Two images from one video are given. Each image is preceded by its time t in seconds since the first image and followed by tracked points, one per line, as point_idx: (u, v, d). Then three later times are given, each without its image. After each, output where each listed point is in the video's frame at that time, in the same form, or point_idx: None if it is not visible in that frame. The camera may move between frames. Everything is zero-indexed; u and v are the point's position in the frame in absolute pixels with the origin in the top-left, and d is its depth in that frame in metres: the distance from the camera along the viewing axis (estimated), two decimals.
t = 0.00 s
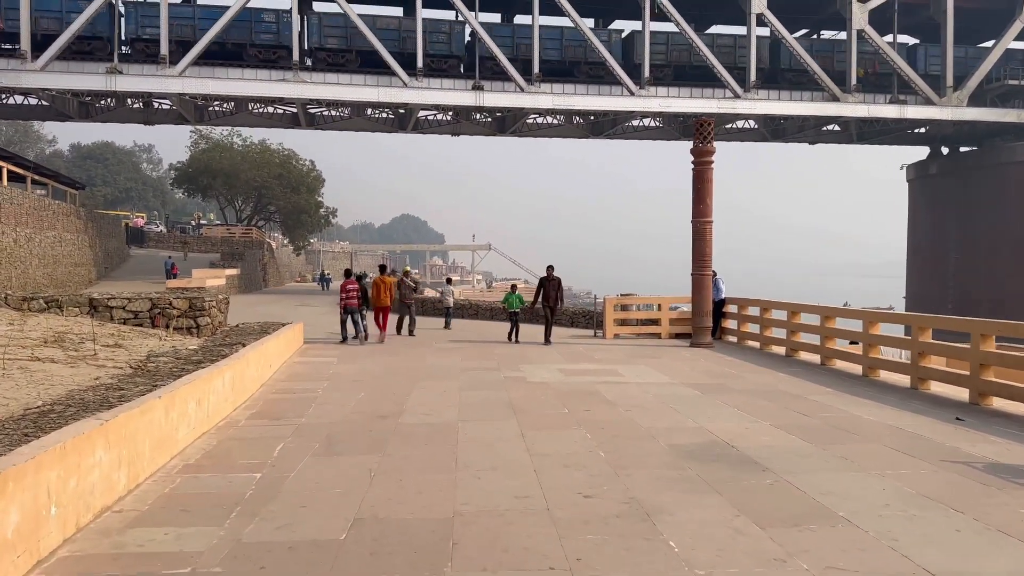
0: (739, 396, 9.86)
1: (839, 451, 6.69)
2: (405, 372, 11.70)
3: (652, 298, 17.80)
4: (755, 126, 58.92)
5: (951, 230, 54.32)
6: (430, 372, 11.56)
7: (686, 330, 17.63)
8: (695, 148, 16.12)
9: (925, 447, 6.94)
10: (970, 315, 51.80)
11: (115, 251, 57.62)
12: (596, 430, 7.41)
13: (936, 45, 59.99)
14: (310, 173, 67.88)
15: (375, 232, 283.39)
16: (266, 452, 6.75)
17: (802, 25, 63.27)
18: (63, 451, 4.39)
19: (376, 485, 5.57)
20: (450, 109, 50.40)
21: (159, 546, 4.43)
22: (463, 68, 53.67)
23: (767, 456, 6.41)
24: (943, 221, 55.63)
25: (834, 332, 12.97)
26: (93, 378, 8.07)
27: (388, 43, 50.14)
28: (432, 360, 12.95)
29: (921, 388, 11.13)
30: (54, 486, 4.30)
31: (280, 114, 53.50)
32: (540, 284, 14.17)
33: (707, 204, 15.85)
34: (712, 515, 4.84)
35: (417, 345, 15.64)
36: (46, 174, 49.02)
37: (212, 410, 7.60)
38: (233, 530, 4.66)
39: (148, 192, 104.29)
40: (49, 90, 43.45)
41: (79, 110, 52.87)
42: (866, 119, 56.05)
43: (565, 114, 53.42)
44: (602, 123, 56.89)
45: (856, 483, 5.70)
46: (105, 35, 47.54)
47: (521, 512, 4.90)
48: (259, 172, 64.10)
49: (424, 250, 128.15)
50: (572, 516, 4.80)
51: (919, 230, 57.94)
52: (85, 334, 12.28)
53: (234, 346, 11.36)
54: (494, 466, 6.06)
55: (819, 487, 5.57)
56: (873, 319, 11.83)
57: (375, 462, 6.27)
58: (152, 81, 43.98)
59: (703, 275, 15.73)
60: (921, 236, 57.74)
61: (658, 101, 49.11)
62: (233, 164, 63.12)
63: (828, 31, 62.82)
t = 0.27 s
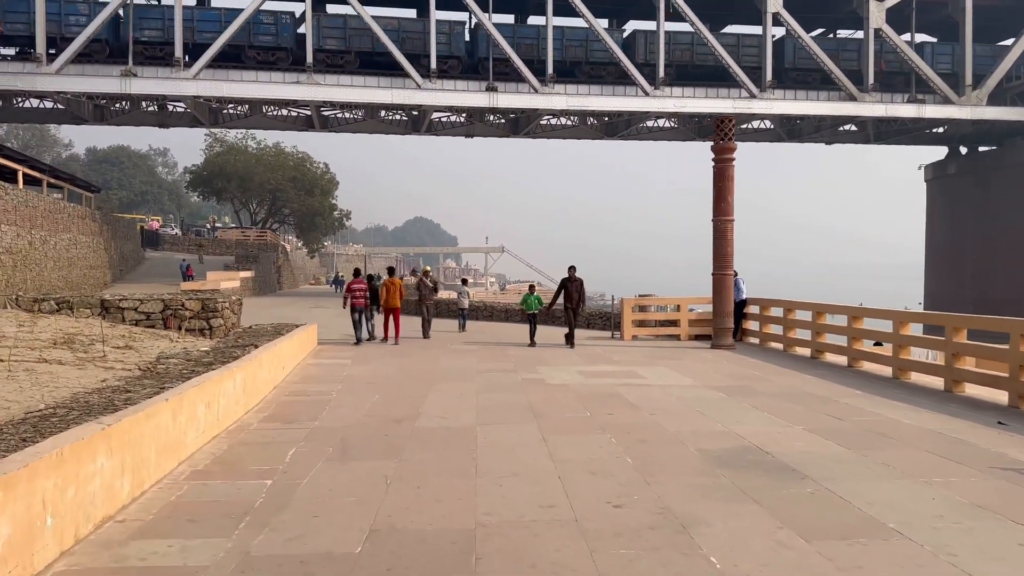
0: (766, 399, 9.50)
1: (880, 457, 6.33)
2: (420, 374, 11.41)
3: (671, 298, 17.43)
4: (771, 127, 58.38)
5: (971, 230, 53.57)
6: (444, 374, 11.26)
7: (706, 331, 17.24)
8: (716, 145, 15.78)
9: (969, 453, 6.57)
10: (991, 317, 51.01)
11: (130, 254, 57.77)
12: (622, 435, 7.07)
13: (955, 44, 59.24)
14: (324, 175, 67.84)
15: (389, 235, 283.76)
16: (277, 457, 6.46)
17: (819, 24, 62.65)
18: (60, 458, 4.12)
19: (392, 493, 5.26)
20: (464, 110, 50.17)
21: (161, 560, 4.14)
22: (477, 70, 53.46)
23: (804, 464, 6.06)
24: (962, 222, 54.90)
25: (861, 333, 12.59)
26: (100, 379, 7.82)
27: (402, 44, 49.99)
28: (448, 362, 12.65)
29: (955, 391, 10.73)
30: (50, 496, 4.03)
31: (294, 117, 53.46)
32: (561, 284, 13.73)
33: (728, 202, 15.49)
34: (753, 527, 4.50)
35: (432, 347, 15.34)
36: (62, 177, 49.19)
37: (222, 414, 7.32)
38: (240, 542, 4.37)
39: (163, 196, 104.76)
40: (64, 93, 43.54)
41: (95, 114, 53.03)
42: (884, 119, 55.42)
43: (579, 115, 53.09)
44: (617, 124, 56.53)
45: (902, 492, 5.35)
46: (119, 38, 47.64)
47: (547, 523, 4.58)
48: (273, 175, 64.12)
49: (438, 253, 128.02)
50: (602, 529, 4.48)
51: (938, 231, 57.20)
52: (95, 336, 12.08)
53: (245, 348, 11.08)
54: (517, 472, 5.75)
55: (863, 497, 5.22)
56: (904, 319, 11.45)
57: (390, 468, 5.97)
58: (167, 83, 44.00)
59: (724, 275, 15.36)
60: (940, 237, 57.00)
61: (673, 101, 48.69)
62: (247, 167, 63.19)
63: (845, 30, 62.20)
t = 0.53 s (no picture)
0: (795, 411, 9.14)
1: (923, 477, 5.98)
2: (436, 382, 11.13)
3: (692, 304, 17.06)
4: (790, 128, 57.77)
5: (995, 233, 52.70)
6: (462, 382, 10.98)
7: (729, 337, 16.88)
8: (740, 146, 15.46)
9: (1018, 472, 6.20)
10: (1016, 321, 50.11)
11: (148, 256, 57.99)
12: (648, 450, 6.77)
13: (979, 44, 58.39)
14: (341, 178, 67.85)
15: (405, 237, 284.24)
16: (288, 472, 6.19)
17: (839, 25, 62.00)
18: (54, 480, 3.86)
19: (407, 514, 4.97)
20: (481, 112, 49.95)
21: None
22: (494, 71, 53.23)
23: (844, 484, 5.72)
24: (987, 226, 54.08)
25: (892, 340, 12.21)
26: (106, 389, 7.58)
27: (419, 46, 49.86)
28: (465, 369, 12.38)
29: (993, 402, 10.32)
30: (42, 521, 3.76)
31: (311, 119, 53.47)
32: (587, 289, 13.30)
33: (752, 205, 15.16)
34: (795, 558, 4.18)
35: (449, 352, 15.07)
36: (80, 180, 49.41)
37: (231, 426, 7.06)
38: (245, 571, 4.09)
39: (181, 199, 105.29)
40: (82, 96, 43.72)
41: (113, 117, 53.29)
42: (905, 120, 54.69)
43: (597, 117, 52.76)
44: (634, 125, 56.13)
45: (952, 517, 4.99)
46: (138, 41, 47.84)
47: (574, 552, 4.27)
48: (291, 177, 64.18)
49: (454, 255, 127.90)
50: (632, 559, 4.17)
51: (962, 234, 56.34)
52: (107, 342, 11.89)
53: (258, 355, 10.84)
54: (539, 492, 5.44)
55: (910, 522, 4.88)
56: (938, 326, 11.06)
57: (405, 485, 5.68)
58: (184, 86, 44.07)
59: (748, 280, 15.01)
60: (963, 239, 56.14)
61: (691, 102, 48.24)
62: (265, 170, 63.34)
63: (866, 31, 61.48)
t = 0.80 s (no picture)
0: (825, 418, 8.78)
1: (966, 490, 5.63)
2: (451, 386, 10.85)
3: (714, 306, 16.68)
4: (812, 130, 57.07)
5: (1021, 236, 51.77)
6: (478, 386, 10.71)
7: (752, 341, 16.49)
8: (763, 145, 15.08)
9: None
10: None
11: (167, 260, 58.31)
12: (672, 459, 6.45)
13: (1005, 44, 57.41)
14: (359, 182, 67.87)
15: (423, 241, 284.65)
16: (294, 480, 5.91)
17: (861, 26, 61.25)
18: (37, 491, 3.61)
19: (416, 527, 4.68)
20: (498, 115, 49.73)
21: None
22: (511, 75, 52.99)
23: (880, 498, 5.38)
24: (1012, 230, 53.19)
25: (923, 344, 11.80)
26: (109, 392, 7.34)
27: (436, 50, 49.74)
28: (481, 373, 12.09)
29: None
30: (22, 536, 3.50)
31: (329, 123, 53.52)
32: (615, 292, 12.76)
33: (776, 206, 14.79)
34: None
35: (465, 356, 14.80)
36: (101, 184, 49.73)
37: (238, 430, 6.79)
38: None
39: (201, 202, 105.98)
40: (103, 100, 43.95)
41: (133, 120, 53.61)
42: (928, 122, 53.85)
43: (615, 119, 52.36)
44: (653, 128, 55.71)
45: (1002, 534, 4.65)
46: (158, 45, 48.07)
47: (594, 569, 3.98)
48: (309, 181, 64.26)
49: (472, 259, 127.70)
50: None
51: (986, 236, 55.42)
52: (118, 345, 11.70)
53: (270, 357, 10.59)
54: (557, 504, 5.14)
55: (956, 539, 4.55)
56: (971, 330, 10.66)
57: (416, 494, 5.39)
58: (203, 90, 44.21)
59: (772, 283, 14.63)
60: (988, 242, 55.18)
61: (710, 104, 47.79)
62: (283, 174, 63.53)
63: (888, 32, 60.73)
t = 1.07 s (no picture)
0: (858, 433, 8.45)
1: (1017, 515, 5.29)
2: (470, 397, 10.60)
3: (737, 315, 16.33)
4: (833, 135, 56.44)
5: None
6: (496, 398, 10.43)
7: (777, 350, 16.11)
8: (787, 150, 14.76)
9: None
10: None
11: (186, 267, 58.55)
12: (700, 480, 6.13)
13: None
14: (376, 189, 67.89)
15: (439, 248, 284.90)
16: (304, 501, 5.66)
17: (882, 29, 60.58)
18: (22, 523, 3.37)
19: (431, 556, 4.42)
20: (515, 122, 49.52)
21: None
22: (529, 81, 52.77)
23: (926, 525, 5.06)
24: None
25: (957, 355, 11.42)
26: (116, 406, 7.14)
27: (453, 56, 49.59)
28: (500, 383, 11.83)
29: None
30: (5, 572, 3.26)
31: (346, 130, 53.55)
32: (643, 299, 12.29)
33: (802, 211, 14.45)
34: None
35: (483, 366, 14.53)
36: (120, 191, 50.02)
37: (246, 447, 6.54)
38: None
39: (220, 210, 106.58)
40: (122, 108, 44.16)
41: (153, 129, 53.93)
42: (952, 126, 53.04)
43: (633, 125, 52.01)
44: (671, 133, 55.33)
45: None
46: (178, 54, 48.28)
47: None
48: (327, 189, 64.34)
49: (489, 265, 127.54)
50: None
51: (1012, 242, 54.49)
52: (130, 355, 11.53)
53: (282, 367, 10.35)
54: (581, 530, 4.86)
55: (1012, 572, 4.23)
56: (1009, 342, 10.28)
57: (431, 518, 5.13)
58: (221, 98, 44.34)
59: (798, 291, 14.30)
60: (1014, 248, 54.22)
61: (730, 109, 47.35)
62: (302, 181, 63.74)
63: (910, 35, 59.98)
